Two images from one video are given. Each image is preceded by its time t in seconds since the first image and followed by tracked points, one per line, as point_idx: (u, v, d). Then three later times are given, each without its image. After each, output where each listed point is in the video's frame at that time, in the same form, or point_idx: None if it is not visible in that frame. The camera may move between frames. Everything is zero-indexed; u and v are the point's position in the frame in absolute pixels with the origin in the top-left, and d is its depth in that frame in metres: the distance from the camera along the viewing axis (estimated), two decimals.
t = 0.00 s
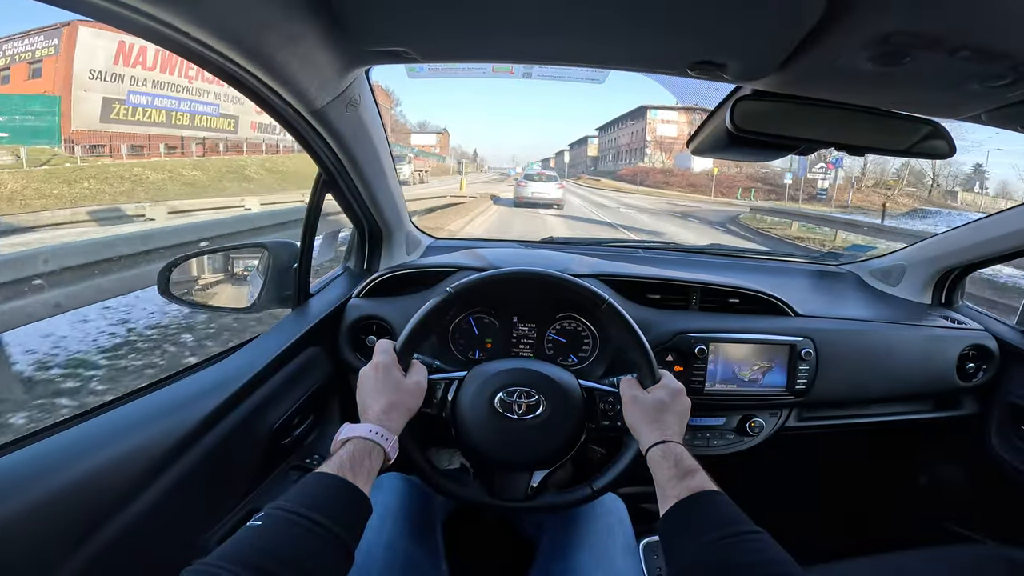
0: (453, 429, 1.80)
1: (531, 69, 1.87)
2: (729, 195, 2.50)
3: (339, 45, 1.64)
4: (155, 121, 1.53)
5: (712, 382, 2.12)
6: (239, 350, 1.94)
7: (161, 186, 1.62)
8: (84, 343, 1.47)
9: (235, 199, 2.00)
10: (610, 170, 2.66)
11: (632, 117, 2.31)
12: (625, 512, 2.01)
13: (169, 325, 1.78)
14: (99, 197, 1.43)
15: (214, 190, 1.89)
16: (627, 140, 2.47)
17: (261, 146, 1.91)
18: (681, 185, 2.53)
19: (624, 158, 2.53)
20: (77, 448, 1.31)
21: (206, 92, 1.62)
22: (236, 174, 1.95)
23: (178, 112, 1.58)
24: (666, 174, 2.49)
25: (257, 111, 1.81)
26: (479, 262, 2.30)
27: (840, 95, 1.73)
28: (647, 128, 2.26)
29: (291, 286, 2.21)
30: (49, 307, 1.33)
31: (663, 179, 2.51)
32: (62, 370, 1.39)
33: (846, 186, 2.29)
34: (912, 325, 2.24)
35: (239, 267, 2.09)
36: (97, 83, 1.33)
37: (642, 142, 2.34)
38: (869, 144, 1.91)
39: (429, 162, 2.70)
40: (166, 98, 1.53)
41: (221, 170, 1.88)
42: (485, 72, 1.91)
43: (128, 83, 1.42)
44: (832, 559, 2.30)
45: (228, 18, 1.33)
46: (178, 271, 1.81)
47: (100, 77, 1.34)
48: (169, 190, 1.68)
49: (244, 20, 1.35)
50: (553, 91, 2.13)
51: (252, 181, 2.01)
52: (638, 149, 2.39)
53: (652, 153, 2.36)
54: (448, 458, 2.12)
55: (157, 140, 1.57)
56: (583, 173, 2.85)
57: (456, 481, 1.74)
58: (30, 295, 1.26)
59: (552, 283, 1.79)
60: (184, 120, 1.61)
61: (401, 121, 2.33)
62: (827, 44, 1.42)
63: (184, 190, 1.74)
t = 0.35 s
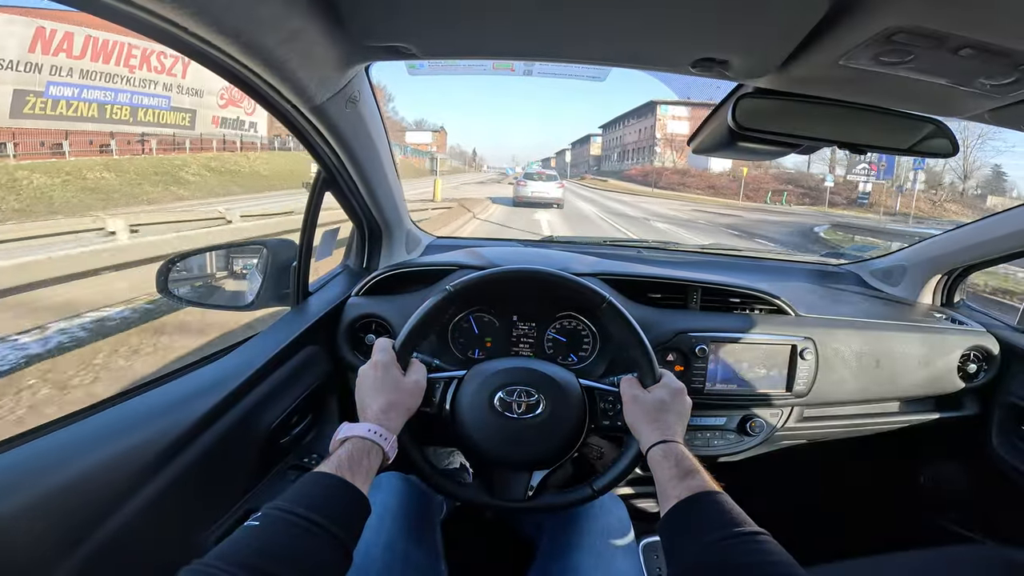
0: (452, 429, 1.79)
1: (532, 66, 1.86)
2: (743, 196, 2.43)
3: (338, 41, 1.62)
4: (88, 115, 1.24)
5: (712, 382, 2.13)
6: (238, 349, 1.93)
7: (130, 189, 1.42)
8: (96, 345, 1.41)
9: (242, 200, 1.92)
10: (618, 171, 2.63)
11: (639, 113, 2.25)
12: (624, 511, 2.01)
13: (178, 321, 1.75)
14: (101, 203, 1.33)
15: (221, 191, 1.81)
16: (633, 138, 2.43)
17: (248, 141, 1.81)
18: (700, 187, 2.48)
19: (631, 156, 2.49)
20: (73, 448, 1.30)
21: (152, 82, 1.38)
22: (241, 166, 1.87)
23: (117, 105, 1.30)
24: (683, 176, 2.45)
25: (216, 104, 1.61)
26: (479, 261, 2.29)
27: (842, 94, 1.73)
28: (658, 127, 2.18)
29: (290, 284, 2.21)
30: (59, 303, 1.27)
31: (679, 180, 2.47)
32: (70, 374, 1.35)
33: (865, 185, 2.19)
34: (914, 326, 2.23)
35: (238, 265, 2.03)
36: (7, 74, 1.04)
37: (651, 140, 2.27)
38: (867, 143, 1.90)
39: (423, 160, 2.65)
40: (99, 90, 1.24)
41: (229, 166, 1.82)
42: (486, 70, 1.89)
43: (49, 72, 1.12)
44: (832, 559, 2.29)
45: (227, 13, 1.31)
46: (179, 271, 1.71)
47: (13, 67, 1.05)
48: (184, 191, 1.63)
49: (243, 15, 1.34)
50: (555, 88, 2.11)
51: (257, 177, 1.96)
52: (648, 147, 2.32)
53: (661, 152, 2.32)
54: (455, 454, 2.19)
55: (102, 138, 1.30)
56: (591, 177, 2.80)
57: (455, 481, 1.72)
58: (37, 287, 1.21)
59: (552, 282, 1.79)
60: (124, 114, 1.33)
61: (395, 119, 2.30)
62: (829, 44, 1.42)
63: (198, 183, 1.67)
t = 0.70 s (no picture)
0: (451, 429, 1.78)
1: (533, 64, 1.84)
2: (779, 201, 2.36)
3: (338, 37, 1.61)
4: None
5: (714, 382, 2.11)
6: (236, 348, 1.92)
7: (55, 193, 1.22)
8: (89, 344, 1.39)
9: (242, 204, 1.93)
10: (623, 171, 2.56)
11: (649, 108, 2.18)
12: (625, 512, 1.99)
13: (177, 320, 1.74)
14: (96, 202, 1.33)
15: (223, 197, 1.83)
16: (641, 136, 2.37)
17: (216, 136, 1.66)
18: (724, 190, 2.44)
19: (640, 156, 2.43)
20: (68, 448, 1.28)
21: (81, 72, 1.20)
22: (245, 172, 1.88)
23: (29, 97, 1.09)
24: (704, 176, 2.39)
25: (169, 96, 1.44)
26: (479, 261, 2.28)
27: (845, 92, 1.71)
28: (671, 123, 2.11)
29: (288, 284, 2.19)
30: (51, 301, 1.25)
31: (700, 181, 2.41)
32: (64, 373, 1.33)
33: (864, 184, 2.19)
34: (916, 326, 2.21)
35: (237, 265, 2.02)
36: None
37: (662, 137, 2.19)
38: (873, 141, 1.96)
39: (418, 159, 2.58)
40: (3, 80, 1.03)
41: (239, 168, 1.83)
42: (486, 67, 1.88)
43: None
44: (834, 560, 2.28)
45: (223, 6, 1.29)
46: (177, 268, 1.71)
47: None
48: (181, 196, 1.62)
49: (241, 10, 1.33)
50: (556, 86, 2.09)
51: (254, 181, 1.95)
52: (659, 144, 2.25)
53: (674, 149, 2.25)
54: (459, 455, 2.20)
55: (10, 137, 1.07)
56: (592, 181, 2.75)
57: (453, 481, 1.71)
58: (24, 283, 1.18)
59: (553, 281, 1.77)
60: (43, 108, 1.13)
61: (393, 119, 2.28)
62: (833, 40, 1.41)
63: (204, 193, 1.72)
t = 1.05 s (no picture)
0: (455, 429, 1.77)
1: (540, 62, 1.83)
2: (838, 213, 2.30)
3: (346, 35, 1.60)
4: None
5: (718, 383, 2.11)
6: (239, 346, 1.92)
7: None
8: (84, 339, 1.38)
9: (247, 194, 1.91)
10: (634, 172, 2.52)
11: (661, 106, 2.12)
12: (628, 513, 1.99)
13: (177, 317, 1.74)
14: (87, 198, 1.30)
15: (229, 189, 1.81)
16: (651, 135, 2.31)
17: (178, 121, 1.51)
18: (760, 196, 2.35)
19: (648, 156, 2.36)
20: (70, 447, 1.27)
21: None
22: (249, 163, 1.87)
23: None
24: (733, 181, 2.35)
25: (106, 87, 1.26)
26: (482, 259, 2.28)
27: (853, 93, 1.71)
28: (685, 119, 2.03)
29: (292, 282, 2.19)
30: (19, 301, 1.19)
31: (728, 185, 2.37)
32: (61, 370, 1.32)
33: (868, 186, 2.21)
34: (921, 329, 2.21)
35: (239, 264, 2.01)
36: None
37: (678, 136, 2.11)
38: (882, 142, 1.95)
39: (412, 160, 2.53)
40: None
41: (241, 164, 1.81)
42: (493, 66, 1.87)
43: None
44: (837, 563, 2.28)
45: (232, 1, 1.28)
46: (183, 266, 1.72)
47: None
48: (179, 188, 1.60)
49: (250, 5, 1.32)
50: (560, 85, 2.08)
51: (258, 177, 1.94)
52: (670, 144, 2.19)
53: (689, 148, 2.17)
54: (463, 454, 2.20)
55: None
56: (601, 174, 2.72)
57: (456, 482, 1.71)
58: (13, 279, 1.16)
59: (558, 280, 1.77)
60: None
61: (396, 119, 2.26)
62: (845, 40, 1.40)
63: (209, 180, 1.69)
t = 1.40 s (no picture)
0: (456, 428, 1.76)
1: (549, 59, 1.82)
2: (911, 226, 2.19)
3: (355, 28, 1.58)
4: None
5: (722, 386, 2.10)
6: (240, 341, 1.91)
7: None
8: (83, 330, 1.37)
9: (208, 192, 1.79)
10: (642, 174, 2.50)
11: (678, 104, 2.07)
12: (628, 514, 1.98)
13: (180, 311, 1.72)
14: (32, 196, 1.16)
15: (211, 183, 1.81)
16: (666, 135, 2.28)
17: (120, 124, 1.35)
18: (810, 207, 2.28)
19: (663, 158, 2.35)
20: (70, 441, 1.27)
21: None
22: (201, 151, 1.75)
23: None
24: (775, 187, 2.32)
25: (31, 74, 1.07)
26: (486, 257, 2.26)
27: (866, 94, 1.69)
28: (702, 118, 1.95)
29: (296, 278, 2.19)
30: None
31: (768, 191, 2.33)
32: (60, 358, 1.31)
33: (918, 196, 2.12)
34: (928, 333, 2.20)
35: (243, 259, 2.03)
36: None
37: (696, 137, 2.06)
38: (895, 144, 1.93)
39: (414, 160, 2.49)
40: None
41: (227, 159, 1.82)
42: (501, 63, 1.86)
43: None
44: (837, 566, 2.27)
45: None
46: (189, 259, 1.74)
47: None
48: (164, 181, 1.60)
49: None
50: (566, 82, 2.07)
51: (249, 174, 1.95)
52: (688, 145, 2.18)
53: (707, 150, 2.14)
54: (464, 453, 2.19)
55: None
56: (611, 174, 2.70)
57: (456, 481, 1.70)
58: None
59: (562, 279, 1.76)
60: None
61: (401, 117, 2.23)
62: (860, 39, 1.38)
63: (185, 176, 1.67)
